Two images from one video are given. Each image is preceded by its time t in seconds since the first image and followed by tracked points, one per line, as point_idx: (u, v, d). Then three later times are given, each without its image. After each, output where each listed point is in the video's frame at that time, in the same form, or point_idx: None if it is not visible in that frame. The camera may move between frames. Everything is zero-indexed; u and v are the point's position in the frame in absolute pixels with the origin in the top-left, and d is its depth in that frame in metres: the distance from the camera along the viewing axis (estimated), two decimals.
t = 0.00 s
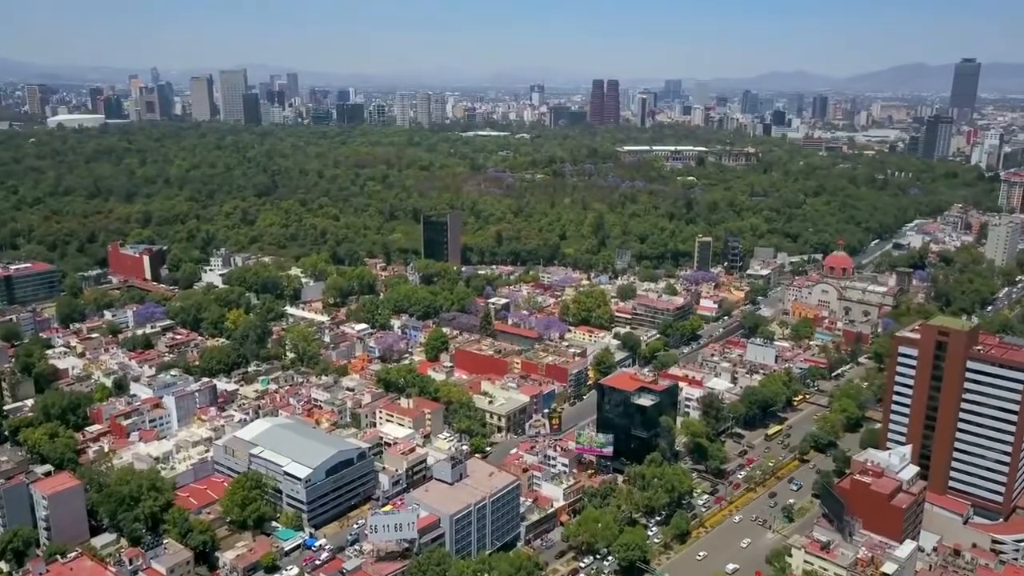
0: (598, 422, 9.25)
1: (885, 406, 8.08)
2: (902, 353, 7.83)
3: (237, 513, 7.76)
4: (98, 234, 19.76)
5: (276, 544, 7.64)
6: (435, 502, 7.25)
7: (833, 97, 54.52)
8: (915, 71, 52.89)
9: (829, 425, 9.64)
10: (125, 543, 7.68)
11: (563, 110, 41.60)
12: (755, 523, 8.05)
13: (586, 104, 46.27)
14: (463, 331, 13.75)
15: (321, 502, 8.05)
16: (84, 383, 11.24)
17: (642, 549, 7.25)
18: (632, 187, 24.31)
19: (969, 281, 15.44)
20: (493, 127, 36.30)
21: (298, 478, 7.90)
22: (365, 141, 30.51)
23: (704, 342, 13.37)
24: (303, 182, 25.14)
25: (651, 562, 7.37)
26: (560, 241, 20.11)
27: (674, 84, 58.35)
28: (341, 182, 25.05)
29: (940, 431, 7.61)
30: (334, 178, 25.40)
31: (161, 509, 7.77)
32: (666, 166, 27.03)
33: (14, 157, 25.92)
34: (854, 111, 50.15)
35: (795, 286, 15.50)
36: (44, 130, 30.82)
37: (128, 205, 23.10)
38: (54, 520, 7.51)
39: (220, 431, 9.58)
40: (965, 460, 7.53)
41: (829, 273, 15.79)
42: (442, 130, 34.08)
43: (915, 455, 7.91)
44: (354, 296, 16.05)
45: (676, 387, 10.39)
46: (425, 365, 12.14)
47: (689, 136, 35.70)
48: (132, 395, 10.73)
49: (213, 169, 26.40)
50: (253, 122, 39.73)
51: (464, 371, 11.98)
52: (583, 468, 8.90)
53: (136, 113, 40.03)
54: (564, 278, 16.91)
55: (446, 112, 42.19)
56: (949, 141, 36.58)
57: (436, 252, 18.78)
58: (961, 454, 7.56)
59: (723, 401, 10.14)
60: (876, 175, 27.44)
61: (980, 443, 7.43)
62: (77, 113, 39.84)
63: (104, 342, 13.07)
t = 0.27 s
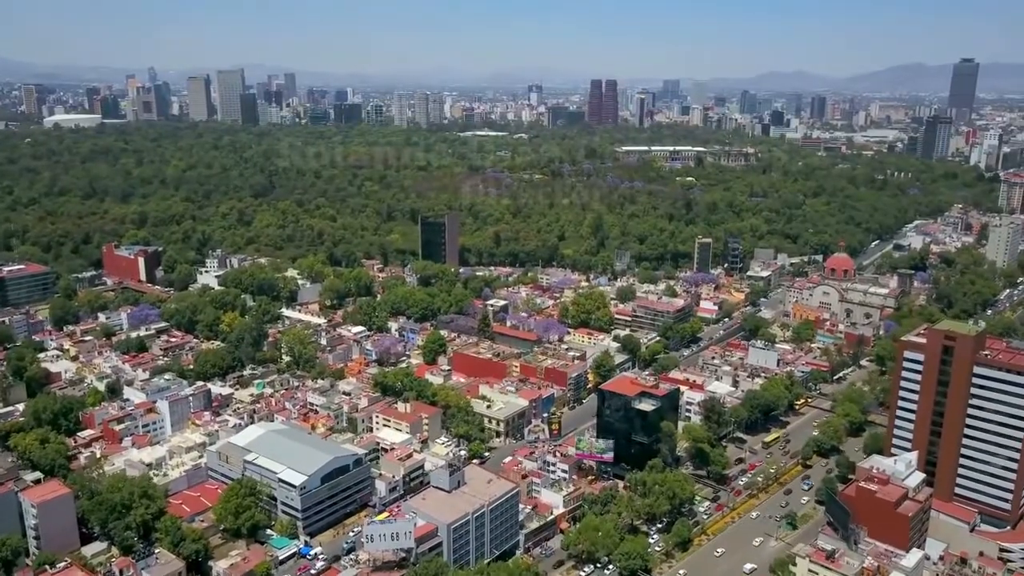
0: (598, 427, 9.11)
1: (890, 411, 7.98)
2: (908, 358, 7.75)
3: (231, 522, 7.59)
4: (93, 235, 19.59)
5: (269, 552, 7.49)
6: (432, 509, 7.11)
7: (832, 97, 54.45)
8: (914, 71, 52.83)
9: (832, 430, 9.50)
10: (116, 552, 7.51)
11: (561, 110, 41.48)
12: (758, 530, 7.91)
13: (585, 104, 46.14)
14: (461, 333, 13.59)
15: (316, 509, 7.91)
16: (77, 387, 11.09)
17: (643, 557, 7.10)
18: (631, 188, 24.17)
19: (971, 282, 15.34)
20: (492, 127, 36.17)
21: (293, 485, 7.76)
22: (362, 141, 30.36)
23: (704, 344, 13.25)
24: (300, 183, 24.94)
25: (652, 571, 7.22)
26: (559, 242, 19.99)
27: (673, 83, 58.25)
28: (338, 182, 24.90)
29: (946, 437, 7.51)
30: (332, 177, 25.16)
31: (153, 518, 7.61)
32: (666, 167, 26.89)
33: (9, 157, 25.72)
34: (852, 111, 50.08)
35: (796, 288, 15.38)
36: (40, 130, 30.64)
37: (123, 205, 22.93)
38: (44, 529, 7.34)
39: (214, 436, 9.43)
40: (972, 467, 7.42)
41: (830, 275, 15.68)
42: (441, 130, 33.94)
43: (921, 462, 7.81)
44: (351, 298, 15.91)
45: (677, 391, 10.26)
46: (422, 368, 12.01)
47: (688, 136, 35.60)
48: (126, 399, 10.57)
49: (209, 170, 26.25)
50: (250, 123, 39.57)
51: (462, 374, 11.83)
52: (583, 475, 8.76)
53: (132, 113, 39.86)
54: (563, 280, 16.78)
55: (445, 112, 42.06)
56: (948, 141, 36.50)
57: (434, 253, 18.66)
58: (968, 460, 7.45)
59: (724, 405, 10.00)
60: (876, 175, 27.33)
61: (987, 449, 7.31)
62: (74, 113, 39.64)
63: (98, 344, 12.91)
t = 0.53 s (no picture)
0: (598, 433, 8.99)
1: (896, 417, 7.94)
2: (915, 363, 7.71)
3: (225, 531, 7.46)
4: (89, 237, 19.43)
5: (264, 561, 7.34)
6: (431, 518, 6.97)
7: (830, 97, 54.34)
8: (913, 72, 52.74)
9: (836, 436, 9.38)
10: (108, 561, 7.37)
11: (559, 110, 41.34)
12: (762, 538, 7.78)
13: (583, 104, 46.00)
14: (459, 336, 13.45)
15: (313, 517, 7.76)
16: (71, 391, 10.95)
17: (646, 566, 6.97)
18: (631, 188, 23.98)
19: (973, 284, 15.24)
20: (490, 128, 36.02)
21: (288, 493, 7.61)
22: (360, 142, 30.21)
23: (705, 347, 13.12)
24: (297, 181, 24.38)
25: None
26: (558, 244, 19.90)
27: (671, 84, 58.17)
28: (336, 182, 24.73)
29: (953, 443, 7.47)
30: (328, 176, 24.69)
31: (145, 526, 7.47)
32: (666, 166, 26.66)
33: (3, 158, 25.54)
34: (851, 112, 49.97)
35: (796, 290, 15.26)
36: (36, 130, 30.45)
37: (119, 206, 22.76)
38: (33, 537, 7.19)
39: (209, 442, 9.29)
40: (981, 474, 7.38)
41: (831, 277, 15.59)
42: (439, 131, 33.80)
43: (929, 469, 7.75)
44: (348, 300, 15.79)
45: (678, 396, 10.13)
46: (420, 372, 11.87)
47: (687, 137, 35.47)
48: (119, 404, 10.42)
49: (206, 171, 26.12)
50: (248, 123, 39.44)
51: (461, 377, 11.70)
52: (583, 481, 8.62)
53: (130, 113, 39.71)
54: (562, 282, 16.67)
55: (443, 113, 41.92)
56: (948, 141, 36.38)
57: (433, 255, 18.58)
58: (976, 467, 7.41)
59: (727, 410, 9.88)
60: (876, 175, 27.21)
61: (995, 456, 7.26)
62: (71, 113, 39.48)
63: (92, 348, 12.76)
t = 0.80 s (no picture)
0: (599, 439, 8.85)
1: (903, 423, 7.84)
2: (922, 368, 7.62)
3: (219, 539, 7.30)
4: (84, 238, 19.27)
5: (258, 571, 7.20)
6: (428, 527, 6.83)
7: (830, 97, 54.21)
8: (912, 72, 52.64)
9: (840, 441, 9.25)
10: (100, 570, 7.26)
11: (558, 111, 41.19)
12: (765, 546, 7.65)
13: (582, 104, 45.85)
14: (458, 339, 13.30)
15: (308, 525, 7.61)
16: (64, 396, 10.80)
17: None
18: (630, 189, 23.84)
19: (976, 287, 15.11)
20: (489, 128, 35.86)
21: (283, 500, 7.46)
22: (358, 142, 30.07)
23: (706, 350, 13.00)
24: (294, 181, 24.01)
25: None
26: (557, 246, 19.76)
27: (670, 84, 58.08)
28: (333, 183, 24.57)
29: (961, 449, 7.38)
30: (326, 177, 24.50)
31: (138, 535, 7.34)
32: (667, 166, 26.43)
33: None
34: (851, 112, 49.86)
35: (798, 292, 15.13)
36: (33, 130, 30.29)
37: (116, 207, 22.61)
38: (23, 547, 7.05)
39: (203, 448, 9.14)
40: (989, 481, 7.27)
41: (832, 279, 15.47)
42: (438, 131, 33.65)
43: (936, 476, 7.67)
44: (346, 302, 15.64)
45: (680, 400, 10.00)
46: (419, 375, 11.73)
47: (686, 137, 35.34)
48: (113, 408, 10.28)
49: (203, 171, 25.98)
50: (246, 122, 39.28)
51: (460, 381, 11.56)
52: (583, 487, 8.48)
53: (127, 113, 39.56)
54: (562, 283, 16.54)
55: (442, 113, 41.77)
56: (948, 142, 36.25)
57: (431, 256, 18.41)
58: (984, 474, 7.31)
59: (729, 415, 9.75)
60: (877, 176, 27.07)
61: (1003, 463, 7.17)
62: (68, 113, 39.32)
63: (87, 350, 12.62)
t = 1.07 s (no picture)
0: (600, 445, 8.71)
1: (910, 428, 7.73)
2: (930, 373, 7.51)
3: (214, 548, 7.15)
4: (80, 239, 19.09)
5: None
6: (427, 536, 6.69)
7: (830, 97, 54.09)
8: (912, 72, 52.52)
9: (844, 446, 9.12)
10: None
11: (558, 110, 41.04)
12: (770, 555, 7.50)
13: (582, 104, 45.72)
14: (457, 341, 13.15)
15: (304, 534, 7.46)
16: (57, 400, 10.64)
17: None
18: (630, 189, 23.76)
19: (980, 289, 14.98)
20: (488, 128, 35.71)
21: (279, 508, 7.32)
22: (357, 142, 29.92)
23: (708, 353, 12.86)
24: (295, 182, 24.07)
25: None
26: (557, 247, 19.61)
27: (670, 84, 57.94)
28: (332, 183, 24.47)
29: (971, 456, 7.27)
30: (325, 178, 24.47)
31: (131, 543, 7.20)
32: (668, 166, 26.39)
33: None
34: (850, 112, 49.73)
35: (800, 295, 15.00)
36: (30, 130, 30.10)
37: (113, 208, 22.44)
38: (13, 556, 6.89)
39: (198, 454, 8.98)
40: (998, 489, 7.16)
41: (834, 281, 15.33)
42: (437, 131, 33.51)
43: (943, 484, 7.56)
44: (344, 304, 15.50)
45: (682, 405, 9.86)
46: (417, 379, 11.59)
47: (686, 137, 35.21)
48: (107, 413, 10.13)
49: (201, 171, 25.84)
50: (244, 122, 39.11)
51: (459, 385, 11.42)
52: (584, 494, 8.35)
53: (126, 112, 39.41)
54: (562, 285, 16.40)
55: (441, 113, 41.63)
56: (949, 142, 36.12)
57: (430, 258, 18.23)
58: (993, 481, 7.20)
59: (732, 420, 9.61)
60: (878, 177, 26.95)
61: (1013, 471, 7.06)
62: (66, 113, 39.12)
63: (81, 353, 12.45)
